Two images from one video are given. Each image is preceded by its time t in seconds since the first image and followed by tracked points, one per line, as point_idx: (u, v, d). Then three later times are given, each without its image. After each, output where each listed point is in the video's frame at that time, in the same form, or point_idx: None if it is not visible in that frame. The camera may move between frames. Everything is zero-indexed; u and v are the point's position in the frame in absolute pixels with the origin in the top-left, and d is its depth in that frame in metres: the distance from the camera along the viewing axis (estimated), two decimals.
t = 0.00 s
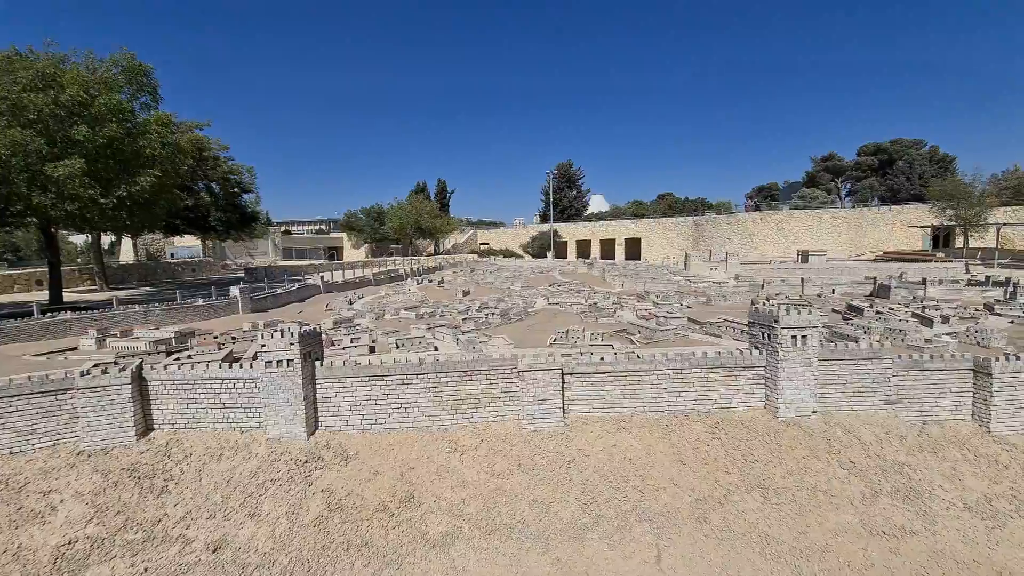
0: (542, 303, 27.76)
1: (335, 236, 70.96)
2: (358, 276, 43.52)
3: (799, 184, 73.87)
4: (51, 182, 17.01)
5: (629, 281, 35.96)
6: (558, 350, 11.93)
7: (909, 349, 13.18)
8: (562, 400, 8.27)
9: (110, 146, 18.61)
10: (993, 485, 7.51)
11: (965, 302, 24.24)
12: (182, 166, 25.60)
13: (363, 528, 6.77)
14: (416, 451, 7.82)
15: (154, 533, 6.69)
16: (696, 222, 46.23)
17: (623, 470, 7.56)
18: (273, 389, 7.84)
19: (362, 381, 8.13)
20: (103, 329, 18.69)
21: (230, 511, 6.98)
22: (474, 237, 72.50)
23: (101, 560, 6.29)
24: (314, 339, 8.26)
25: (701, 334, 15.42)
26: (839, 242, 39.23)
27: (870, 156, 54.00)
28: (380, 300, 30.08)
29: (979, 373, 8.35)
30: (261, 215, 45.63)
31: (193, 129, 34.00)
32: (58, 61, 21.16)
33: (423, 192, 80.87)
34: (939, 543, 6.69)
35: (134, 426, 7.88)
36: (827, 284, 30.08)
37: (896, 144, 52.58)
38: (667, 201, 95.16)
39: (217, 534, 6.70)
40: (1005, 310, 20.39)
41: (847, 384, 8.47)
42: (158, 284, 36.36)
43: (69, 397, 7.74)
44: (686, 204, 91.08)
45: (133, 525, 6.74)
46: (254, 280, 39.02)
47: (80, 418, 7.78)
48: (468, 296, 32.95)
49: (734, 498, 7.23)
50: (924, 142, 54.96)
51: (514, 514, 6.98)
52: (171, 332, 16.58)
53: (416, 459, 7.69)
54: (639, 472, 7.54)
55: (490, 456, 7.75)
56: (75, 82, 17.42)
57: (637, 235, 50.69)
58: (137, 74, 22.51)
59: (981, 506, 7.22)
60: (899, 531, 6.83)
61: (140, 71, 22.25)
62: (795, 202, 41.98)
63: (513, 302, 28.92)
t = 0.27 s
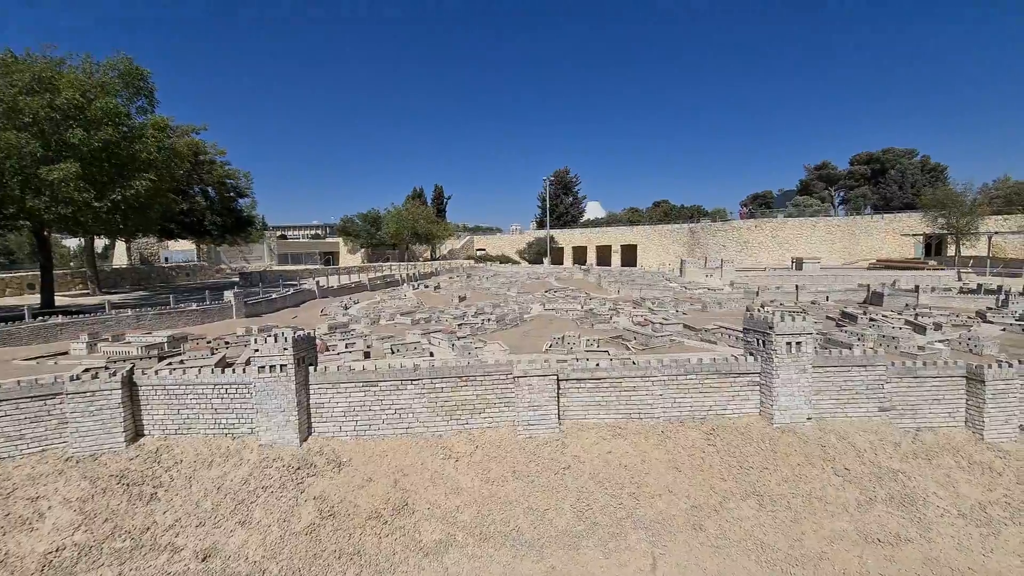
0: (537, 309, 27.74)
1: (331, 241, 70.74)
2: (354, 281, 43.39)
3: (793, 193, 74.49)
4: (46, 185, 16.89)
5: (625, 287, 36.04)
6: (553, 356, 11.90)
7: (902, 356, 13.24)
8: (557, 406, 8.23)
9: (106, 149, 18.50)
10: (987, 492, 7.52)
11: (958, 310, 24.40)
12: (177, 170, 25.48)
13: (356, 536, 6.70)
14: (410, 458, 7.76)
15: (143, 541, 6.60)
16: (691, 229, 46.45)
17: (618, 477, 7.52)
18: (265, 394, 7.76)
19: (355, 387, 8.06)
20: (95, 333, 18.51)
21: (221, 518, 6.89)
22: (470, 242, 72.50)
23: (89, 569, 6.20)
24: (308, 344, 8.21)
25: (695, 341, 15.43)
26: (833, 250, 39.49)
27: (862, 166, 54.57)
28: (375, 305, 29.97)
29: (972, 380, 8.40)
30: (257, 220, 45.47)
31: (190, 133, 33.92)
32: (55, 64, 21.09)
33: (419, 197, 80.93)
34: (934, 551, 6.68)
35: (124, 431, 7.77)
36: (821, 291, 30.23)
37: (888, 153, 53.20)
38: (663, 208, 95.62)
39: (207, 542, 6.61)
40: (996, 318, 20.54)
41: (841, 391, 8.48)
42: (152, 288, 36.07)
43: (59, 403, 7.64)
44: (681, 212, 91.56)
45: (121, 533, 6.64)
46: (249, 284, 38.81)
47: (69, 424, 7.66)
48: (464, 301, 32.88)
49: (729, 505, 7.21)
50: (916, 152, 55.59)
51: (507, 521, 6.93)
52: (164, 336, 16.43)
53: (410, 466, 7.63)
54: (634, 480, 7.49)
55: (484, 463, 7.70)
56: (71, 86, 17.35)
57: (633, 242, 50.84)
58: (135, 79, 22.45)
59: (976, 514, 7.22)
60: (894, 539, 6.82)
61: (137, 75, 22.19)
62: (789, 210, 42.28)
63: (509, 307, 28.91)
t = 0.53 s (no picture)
0: (533, 312, 27.71)
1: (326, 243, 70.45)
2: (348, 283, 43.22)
3: (787, 200, 75.08)
4: (38, 182, 16.73)
5: (620, 291, 36.11)
6: (548, 359, 11.87)
7: (895, 362, 13.30)
8: (552, 409, 8.20)
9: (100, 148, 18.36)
10: (979, 497, 7.55)
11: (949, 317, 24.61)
12: (172, 170, 25.34)
13: (349, 538, 6.64)
14: (403, 460, 7.70)
15: (131, 542, 6.50)
16: (686, 235, 46.66)
17: (613, 480, 7.50)
18: (258, 395, 7.68)
19: (349, 388, 8.00)
20: (86, 333, 18.30)
21: (211, 520, 6.80)
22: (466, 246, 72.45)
23: (76, 570, 6.10)
24: (302, 344, 8.15)
25: (690, 345, 15.45)
26: (827, 257, 39.78)
27: (855, 174, 55.09)
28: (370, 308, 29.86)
29: (964, 386, 8.46)
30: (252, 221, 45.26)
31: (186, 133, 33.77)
32: (50, 61, 20.95)
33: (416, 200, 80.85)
34: (927, 556, 6.70)
35: (114, 431, 7.67)
36: (814, 298, 30.42)
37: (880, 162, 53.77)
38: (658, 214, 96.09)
39: (197, 544, 6.52)
40: (987, 325, 20.73)
41: (835, 396, 8.51)
42: (144, 288, 35.74)
43: (48, 402, 7.53)
44: (676, 218, 92.00)
45: (109, 535, 6.54)
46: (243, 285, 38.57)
47: (58, 423, 7.55)
48: (459, 304, 32.81)
49: (723, 509, 7.21)
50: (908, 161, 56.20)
51: (501, 524, 6.89)
52: (156, 336, 16.27)
53: (404, 468, 7.57)
54: (629, 483, 7.47)
55: (479, 466, 7.65)
56: (66, 83, 17.24)
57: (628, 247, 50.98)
58: (131, 78, 22.35)
59: (968, 519, 7.25)
60: (887, 543, 6.84)
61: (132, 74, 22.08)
62: (783, 217, 42.57)
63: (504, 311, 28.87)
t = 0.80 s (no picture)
0: (530, 314, 27.71)
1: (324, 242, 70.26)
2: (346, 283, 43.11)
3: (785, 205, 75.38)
4: (34, 179, 16.64)
5: (618, 294, 36.14)
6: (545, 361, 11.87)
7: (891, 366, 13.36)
8: (550, 410, 8.20)
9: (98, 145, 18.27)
10: (974, 501, 7.60)
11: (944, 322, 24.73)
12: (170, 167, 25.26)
13: (346, 538, 6.63)
14: (401, 460, 7.68)
15: (127, 541, 6.47)
16: (684, 238, 46.76)
17: (611, 482, 7.51)
18: (255, 394, 7.65)
19: (348, 388, 8.00)
20: (81, 330, 18.20)
21: (208, 519, 6.77)
22: (463, 247, 72.40)
23: (71, 569, 6.07)
24: (300, 343, 8.13)
25: (688, 348, 15.46)
26: (823, 261, 39.93)
27: (852, 179, 55.33)
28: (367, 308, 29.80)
29: (959, 391, 8.51)
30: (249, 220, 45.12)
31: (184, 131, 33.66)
32: (48, 57, 20.85)
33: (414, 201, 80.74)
34: (922, 559, 6.74)
35: (110, 429, 7.63)
36: (811, 301, 30.53)
37: (877, 167, 54.04)
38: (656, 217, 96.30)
39: (193, 544, 6.49)
40: (982, 331, 20.84)
41: (832, 399, 8.53)
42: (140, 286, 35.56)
43: (43, 399, 7.49)
44: (674, 221, 92.17)
45: (105, 533, 6.51)
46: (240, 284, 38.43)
47: (54, 420, 7.50)
48: (456, 305, 32.79)
49: (720, 511, 7.23)
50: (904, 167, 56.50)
51: (499, 525, 6.89)
52: (152, 335, 16.19)
53: (401, 468, 7.56)
54: (627, 485, 7.48)
55: (476, 466, 7.65)
56: (64, 80, 17.17)
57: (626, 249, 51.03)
58: (129, 75, 22.28)
59: (963, 522, 7.30)
60: (883, 546, 6.88)
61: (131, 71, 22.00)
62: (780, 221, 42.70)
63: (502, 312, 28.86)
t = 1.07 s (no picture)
0: (529, 315, 27.69)
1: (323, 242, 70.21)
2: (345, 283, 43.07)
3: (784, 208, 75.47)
4: (34, 176, 16.63)
5: (617, 296, 36.16)
6: (544, 362, 11.87)
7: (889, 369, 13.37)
8: (549, 412, 8.19)
9: (99, 143, 18.25)
10: (971, 505, 7.61)
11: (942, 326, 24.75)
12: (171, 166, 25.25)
13: (343, 538, 6.62)
14: (399, 461, 7.68)
15: (123, 540, 6.45)
16: (683, 240, 46.78)
17: (609, 484, 7.51)
18: (253, 393, 7.64)
19: (347, 387, 7.99)
20: (80, 329, 18.18)
21: (205, 518, 6.76)
22: (463, 247, 72.38)
23: (68, 567, 6.06)
24: (299, 343, 8.11)
25: (687, 350, 15.46)
26: (822, 265, 39.96)
27: (851, 183, 55.40)
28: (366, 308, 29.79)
29: (957, 395, 8.51)
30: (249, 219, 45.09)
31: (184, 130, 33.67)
32: (49, 56, 20.87)
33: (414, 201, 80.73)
34: (919, 563, 6.74)
35: (108, 428, 7.61)
36: (810, 305, 30.53)
37: (877, 171, 54.12)
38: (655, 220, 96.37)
39: (190, 543, 6.48)
40: (980, 335, 20.84)
41: (830, 402, 8.53)
42: (139, 285, 35.50)
43: (41, 397, 7.48)
44: (673, 223, 92.23)
45: (101, 532, 6.49)
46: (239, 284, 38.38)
47: (52, 418, 7.49)
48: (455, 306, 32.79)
49: (718, 514, 7.22)
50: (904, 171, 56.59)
51: (496, 526, 6.88)
52: (151, 333, 16.16)
53: (399, 469, 7.55)
54: (625, 487, 7.48)
55: (474, 467, 7.64)
56: (64, 78, 17.16)
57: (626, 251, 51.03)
58: (130, 74, 22.28)
59: (960, 527, 7.30)
60: (880, 550, 6.88)
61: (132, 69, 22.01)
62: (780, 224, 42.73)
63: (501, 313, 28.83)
